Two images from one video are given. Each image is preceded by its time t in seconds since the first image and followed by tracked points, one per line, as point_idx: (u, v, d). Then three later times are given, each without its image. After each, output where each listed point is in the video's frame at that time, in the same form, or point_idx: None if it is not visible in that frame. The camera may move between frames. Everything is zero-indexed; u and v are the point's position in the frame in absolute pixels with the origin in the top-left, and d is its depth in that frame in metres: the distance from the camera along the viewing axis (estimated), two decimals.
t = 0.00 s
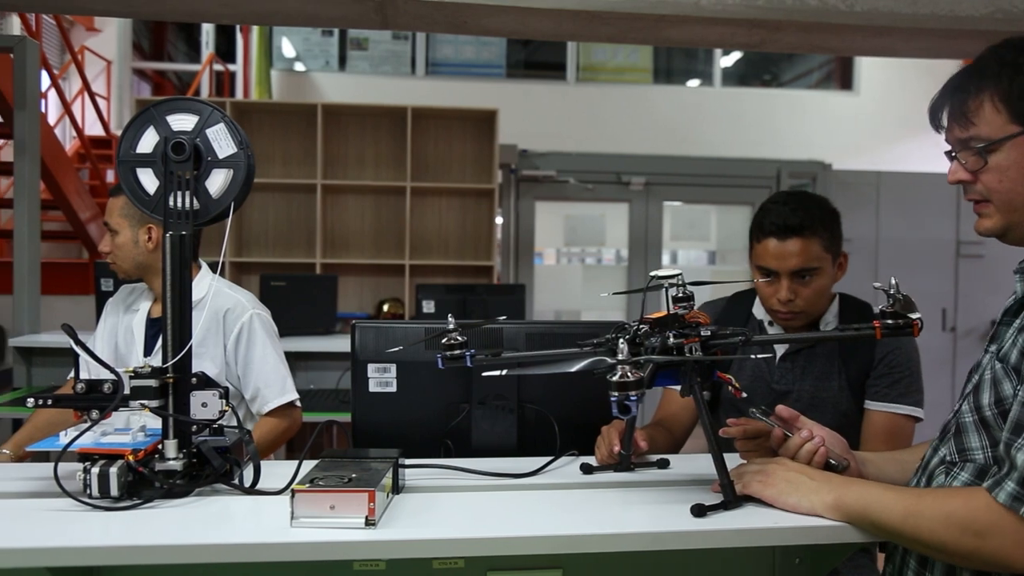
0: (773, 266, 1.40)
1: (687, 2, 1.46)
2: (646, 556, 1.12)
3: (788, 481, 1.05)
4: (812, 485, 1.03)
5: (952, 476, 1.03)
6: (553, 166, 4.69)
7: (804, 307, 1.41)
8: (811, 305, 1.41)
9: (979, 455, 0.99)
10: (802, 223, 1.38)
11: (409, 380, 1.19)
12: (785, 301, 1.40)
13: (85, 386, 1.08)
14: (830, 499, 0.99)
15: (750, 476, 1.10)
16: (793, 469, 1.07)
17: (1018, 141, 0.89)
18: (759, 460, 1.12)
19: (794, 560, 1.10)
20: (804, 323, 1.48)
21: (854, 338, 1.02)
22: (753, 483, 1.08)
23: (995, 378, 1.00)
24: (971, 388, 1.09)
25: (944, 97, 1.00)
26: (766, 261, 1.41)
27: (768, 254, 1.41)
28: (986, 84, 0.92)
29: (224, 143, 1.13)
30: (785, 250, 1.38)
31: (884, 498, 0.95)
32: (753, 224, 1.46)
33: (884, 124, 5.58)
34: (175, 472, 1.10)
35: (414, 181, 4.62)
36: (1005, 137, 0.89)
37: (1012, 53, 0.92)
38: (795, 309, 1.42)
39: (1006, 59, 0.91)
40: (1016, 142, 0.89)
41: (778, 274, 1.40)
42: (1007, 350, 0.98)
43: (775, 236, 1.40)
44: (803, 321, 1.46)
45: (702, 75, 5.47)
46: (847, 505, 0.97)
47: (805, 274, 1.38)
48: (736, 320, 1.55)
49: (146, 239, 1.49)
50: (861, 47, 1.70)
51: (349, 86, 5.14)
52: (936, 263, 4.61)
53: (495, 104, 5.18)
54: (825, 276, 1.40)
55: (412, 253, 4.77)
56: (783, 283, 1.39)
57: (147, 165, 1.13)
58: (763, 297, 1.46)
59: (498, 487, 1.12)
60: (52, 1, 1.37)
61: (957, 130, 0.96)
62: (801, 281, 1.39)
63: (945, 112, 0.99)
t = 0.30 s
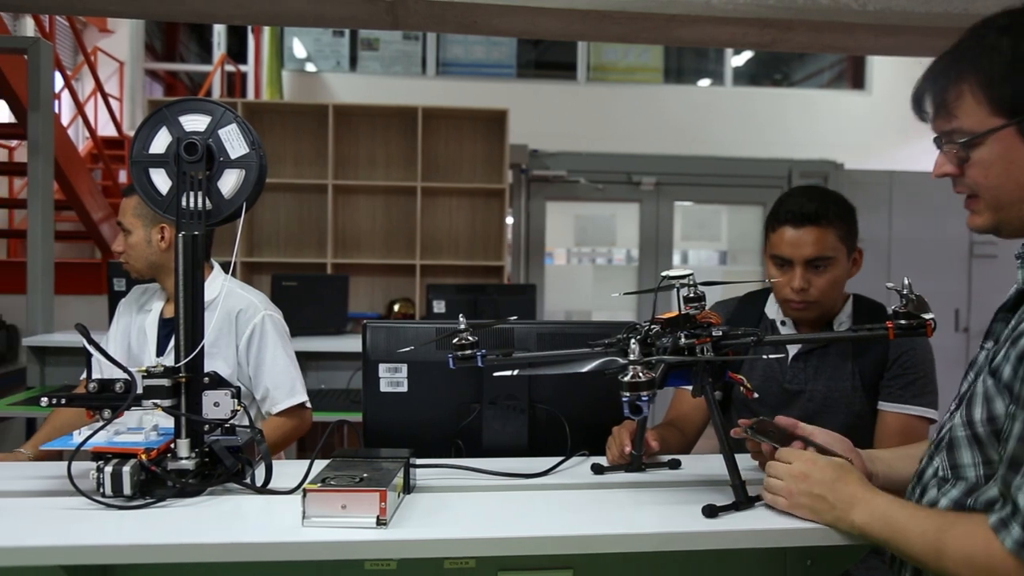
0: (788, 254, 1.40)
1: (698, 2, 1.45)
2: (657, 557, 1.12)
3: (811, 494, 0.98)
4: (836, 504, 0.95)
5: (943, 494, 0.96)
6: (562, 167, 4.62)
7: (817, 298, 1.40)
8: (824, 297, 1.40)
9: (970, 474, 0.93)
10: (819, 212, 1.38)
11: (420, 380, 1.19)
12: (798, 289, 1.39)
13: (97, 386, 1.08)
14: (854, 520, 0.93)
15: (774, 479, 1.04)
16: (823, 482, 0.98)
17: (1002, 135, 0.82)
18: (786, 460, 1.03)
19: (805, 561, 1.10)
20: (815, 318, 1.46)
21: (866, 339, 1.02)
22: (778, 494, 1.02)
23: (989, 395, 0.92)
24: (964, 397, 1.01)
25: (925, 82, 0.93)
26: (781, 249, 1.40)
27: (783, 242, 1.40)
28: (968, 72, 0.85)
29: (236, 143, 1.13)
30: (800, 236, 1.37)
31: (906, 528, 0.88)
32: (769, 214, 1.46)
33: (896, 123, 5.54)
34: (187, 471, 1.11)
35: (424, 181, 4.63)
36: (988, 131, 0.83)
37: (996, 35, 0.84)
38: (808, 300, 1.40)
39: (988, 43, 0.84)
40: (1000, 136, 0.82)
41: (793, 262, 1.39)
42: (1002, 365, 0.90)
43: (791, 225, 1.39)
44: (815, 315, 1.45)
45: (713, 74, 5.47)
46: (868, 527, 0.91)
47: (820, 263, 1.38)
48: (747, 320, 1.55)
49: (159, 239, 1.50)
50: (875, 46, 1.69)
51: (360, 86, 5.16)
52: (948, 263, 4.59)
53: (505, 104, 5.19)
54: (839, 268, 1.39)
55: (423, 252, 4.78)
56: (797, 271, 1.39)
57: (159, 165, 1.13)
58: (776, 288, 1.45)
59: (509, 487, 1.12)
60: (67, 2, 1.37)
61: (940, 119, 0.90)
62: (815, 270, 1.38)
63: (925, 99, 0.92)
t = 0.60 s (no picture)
0: (804, 233, 1.40)
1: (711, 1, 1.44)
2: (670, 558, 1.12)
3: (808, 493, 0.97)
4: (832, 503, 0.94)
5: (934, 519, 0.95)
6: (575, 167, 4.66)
7: (831, 277, 1.38)
8: (839, 278, 1.38)
9: (963, 503, 0.91)
10: (837, 194, 1.40)
11: (432, 380, 1.19)
12: (813, 265, 1.38)
13: (111, 386, 1.09)
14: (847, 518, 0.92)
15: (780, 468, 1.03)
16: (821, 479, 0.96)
17: (973, 179, 0.75)
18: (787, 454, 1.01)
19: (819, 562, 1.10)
20: (831, 304, 1.45)
21: (881, 339, 1.01)
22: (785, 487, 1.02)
23: (979, 429, 0.90)
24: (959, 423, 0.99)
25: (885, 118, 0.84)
26: (797, 226, 1.40)
27: (800, 222, 1.41)
28: (927, 114, 0.77)
29: (249, 144, 1.14)
30: (818, 213, 1.38)
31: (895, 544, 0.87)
32: (788, 200, 1.48)
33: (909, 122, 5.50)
34: (201, 470, 1.11)
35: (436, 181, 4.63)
36: (957, 177, 0.76)
37: (954, 69, 0.75)
38: (822, 278, 1.38)
39: (946, 79, 0.75)
40: (974, 178, 0.74)
41: (808, 239, 1.39)
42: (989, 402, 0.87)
43: (808, 205, 1.41)
44: (832, 300, 1.43)
45: (725, 74, 5.42)
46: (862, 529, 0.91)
47: (836, 242, 1.37)
48: (759, 320, 1.55)
49: (172, 239, 1.51)
50: (890, 45, 1.67)
51: (371, 87, 5.17)
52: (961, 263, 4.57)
53: (517, 104, 5.18)
54: (854, 250, 1.39)
55: (434, 253, 4.78)
56: (813, 246, 1.38)
57: (173, 166, 1.14)
58: (791, 271, 1.44)
59: (521, 486, 1.12)
60: (80, 4, 1.37)
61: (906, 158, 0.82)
62: (831, 247, 1.37)
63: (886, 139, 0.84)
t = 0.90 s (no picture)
0: (817, 230, 1.40)
1: None
2: (684, 558, 1.11)
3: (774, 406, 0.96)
4: (796, 428, 0.95)
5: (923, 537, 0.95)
6: (587, 167, 5.02)
7: (845, 275, 1.37)
8: (852, 276, 1.38)
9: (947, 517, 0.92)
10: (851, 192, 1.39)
11: (444, 381, 1.19)
12: (826, 263, 1.38)
13: (123, 385, 1.09)
14: (803, 450, 0.94)
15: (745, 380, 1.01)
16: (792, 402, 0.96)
17: (944, 258, 0.74)
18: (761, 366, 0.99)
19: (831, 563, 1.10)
20: (844, 303, 1.45)
21: (895, 339, 1.00)
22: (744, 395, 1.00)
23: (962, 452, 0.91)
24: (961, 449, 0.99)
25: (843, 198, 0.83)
26: (811, 224, 1.40)
27: (814, 219, 1.41)
28: (877, 203, 0.76)
29: (264, 144, 1.14)
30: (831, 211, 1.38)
31: (848, 492, 0.89)
32: (802, 198, 1.47)
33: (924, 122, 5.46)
34: (215, 469, 1.12)
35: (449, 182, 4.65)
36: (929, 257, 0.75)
37: (892, 153, 0.73)
38: (836, 276, 1.38)
39: (886, 166, 0.74)
40: (945, 257, 0.74)
41: (822, 237, 1.39)
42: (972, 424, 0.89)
43: (822, 203, 1.41)
44: (844, 299, 1.43)
45: (738, 74, 5.36)
46: (817, 463, 0.93)
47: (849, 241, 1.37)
48: (771, 321, 1.54)
49: (186, 239, 1.52)
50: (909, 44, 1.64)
51: (383, 86, 5.17)
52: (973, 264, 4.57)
53: (529, 104, 5.17)
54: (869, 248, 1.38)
55: (447, 253, 4.81)
56: (826, 244, 1.38)
57: (188, 166, 1.14)
58: (805, 269, 1.44)
59: (534, 487, 1.12)
60: (96, 6, 1.38)
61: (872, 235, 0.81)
62: (844, 245, 1.37)
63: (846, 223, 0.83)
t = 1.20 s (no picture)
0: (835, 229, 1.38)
1: None
2: (699, 559, 1.11)
3: (790, 402, 0.97)
4: (812, 425, 0.96)
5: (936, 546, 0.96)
6: (600, 167, 5.04)
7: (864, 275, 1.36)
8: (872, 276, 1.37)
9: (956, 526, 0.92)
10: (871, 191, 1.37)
11: (459, 380, 1.19)
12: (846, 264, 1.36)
13: (137, 384, 1.10)
14: (817, 447, 0.96)
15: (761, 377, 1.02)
16: (809, 400, 0.97)
17: (930, 283, 0.78)
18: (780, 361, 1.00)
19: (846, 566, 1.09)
20: (860, 303, 1.44)
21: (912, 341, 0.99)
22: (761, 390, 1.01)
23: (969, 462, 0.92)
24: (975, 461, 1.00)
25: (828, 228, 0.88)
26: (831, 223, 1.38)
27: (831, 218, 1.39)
28: (858, 235, 0.80)
29: (279, 145, 1.15)
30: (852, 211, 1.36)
31: (859, 490, 0.90)
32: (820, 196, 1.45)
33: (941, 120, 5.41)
34: (231, 468, 1.12)
35: (462, 182, 4.66)
36: (915, 283, 0.79)
37: (867, 188, 0.77)
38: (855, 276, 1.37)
39: (862, 202, 0.78)
40: (930, 282, 0.78)
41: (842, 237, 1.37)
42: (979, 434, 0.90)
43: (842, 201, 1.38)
44: (861, 299, 1.42)
45: (752, 73, 5.32)
46: (831, 462, 0.94)
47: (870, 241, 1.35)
48: (787, 321, 1.54)
49: (202, 239, 1.53)
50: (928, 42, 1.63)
51: (397, 87, 5.18)
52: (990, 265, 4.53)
53: (543, 104, 5.17)
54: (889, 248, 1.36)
55: (461, 253, 4.82)
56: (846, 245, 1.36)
57: (205, 167, 1.15)
58: (822, 268, 1.43)
59: (548, 486, 1.12)
60: (114, 8, 1.39)
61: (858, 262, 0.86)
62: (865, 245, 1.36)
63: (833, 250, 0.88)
